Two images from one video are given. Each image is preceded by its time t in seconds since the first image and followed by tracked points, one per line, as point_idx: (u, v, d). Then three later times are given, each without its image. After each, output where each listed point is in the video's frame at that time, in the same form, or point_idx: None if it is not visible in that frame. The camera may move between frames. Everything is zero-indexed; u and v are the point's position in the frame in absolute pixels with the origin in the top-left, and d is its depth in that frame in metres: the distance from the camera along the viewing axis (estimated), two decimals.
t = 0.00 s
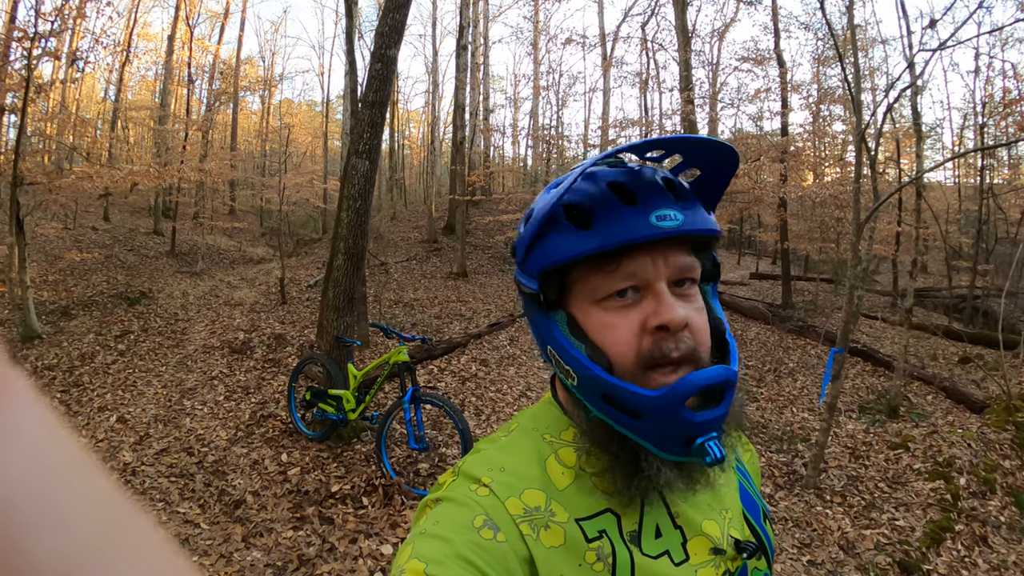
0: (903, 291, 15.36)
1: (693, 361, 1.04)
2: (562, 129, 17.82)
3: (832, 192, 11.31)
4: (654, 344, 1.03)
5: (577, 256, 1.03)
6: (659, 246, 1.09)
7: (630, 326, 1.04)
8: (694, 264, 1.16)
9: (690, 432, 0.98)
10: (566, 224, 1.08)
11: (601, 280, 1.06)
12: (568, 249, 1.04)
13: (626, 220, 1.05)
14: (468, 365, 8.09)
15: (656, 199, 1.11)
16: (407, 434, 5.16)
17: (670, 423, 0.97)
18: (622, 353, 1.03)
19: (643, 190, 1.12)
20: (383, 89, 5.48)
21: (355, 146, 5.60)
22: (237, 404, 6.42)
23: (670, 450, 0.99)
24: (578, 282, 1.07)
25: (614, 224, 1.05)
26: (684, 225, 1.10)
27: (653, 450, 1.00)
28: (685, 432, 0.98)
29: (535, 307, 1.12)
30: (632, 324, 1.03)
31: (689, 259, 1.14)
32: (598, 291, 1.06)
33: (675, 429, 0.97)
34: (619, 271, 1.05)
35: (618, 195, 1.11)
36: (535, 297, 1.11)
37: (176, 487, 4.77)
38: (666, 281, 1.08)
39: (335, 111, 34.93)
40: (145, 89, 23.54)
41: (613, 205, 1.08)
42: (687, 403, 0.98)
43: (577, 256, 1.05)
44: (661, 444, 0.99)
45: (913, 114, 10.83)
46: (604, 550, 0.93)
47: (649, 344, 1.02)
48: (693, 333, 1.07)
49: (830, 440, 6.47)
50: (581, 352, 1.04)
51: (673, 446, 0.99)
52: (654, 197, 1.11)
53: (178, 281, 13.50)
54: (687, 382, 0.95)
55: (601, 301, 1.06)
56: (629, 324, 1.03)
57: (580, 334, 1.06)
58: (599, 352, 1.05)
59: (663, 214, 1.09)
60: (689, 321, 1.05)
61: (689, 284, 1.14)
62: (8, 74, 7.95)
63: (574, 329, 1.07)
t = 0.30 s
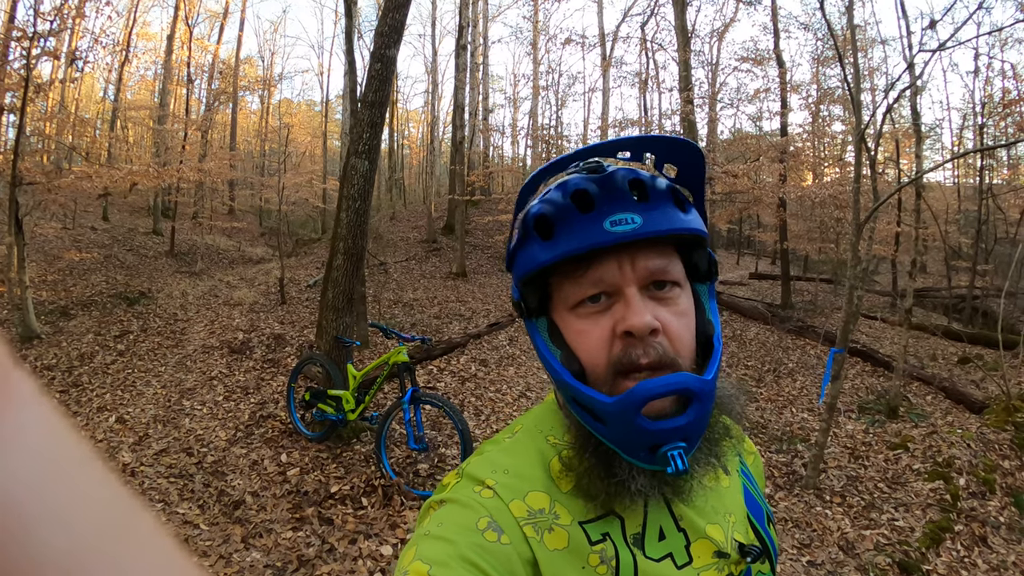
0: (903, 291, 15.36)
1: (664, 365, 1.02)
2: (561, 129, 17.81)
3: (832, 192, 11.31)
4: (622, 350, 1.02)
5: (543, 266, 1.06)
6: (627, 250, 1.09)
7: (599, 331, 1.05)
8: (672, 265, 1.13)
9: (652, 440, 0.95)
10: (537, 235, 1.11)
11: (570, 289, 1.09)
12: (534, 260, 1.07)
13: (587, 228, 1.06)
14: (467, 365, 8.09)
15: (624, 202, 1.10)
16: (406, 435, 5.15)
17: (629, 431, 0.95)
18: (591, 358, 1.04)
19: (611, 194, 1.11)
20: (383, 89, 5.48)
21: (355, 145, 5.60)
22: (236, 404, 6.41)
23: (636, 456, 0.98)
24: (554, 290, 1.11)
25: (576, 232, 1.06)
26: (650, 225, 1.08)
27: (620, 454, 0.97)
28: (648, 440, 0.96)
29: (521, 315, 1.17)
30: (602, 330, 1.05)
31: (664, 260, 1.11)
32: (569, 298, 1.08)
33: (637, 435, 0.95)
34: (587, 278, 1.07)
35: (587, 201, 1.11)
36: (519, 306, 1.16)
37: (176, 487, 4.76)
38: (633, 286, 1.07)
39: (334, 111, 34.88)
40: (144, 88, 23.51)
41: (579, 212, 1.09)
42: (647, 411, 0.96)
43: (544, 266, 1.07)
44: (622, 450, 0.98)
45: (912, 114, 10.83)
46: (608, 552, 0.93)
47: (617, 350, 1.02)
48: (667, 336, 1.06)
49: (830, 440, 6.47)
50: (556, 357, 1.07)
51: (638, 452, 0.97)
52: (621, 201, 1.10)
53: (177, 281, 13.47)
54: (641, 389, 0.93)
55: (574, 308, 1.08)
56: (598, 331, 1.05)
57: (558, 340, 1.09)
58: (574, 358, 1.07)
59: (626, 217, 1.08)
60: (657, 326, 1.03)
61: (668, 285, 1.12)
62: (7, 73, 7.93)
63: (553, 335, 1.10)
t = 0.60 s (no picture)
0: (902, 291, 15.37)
1: (653, 360, 1.01)
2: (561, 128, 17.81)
3: (831, 192, 11.33)
4: (611, 345, 1.02)
5: (530, 265, 1.07)
6: (615, 245, 1.09)
7: (589, 327, 1.05)
8: (662, 259, 1.13)
9: (641, 435, 0.95)
10: (526, 234, 1.12)
11: (559, 286, 1.09)
12: (523, 259, 1.08)
13: (572, 225, 1.06)
14: (467, 364, 8.09)
15: (609, 198, 1.11)
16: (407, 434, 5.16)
17: (619, 426, 0.95)
18: (582, 354, 1.05)
19: (595, 191, 1.12)
20: (383, 88, 5.47)
21: (355, 145, 5.60)
22: (236, 403, 6.41)
23: (627, 451, 0.97)
24: (545, 288, 1.12)
25: (561, 229, 1.07)
26: (634, 219, 1.08)
27: (612, 450, 0.98)
28: (638, 435, 0.95)
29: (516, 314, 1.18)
30: (591, 325, 1.05)
31: (652, 253, 1.11)
32: (559, 296, 1.09)
33: (626, 430, 0.95)
34: (574, 274, 1.08)
35: (573, 198, 1.12)
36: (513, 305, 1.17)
37: (176, 486, 4.77)
38: (620, 280, 1.07)
39: (334, 111, 34.85)
40: (143, 88, 23.51)
41: (564, 210, 1.10)
42: (634, 405, 0.96)
43: (532, 264, 1.08)
44: (615, 445, 0.98)
45: (912, 114, 10.83)
46: (606, 548, 0.94)
47: (606, 346, 1.02)
48: (656, 330, 1.06)
49: (829, 439, 6.47)
50: (548, 354, 1.08)
51: (629, 447, 0.97)
52: (606, 196, 1.11)
53: (177, 281, 13.45)
54: (625, 382, 0.93)
55: (564, 305, 1.09)
56: (587, 327, 1.05)
57: (550, 337, 1.10)
58: (566, 354, 1.07)
59: (608, 211, 1.08)
60: (646, 319, 1.03)
61: (658, 279, 1.12)
62: (6, 73, 7.92)
63: (544, 332, 1.11)
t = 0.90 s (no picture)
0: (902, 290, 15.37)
1: (653, 358, 1.02)
2: (561, 127, 17.81)
3: (832, 191, 11.33)
4: (610, 346, 1.02)
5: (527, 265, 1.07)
6: (612, 245, 1.09)
7: (588, 327, 1.05)
8: (659, 258, 1.13)
9: (641, 434, 0.95)
10: (523, 234, 1.12)
11: (557, 286, 1.09)
12: (520, 259, 1.08)
13: (569, 224, 1.06)
14: (468, 364, 8.09)
15: (606, 197, 1.11)
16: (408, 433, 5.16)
17: (618, 426, 0.95)
18: (582, 355, 1.05)
19: (592, 189, 1.12)
20: (384, 87, 5.46)
21: (357, 144, 5.60)
22: (237, 403, 6.41)
23: (625, 450, 0.97)
24: (543, 287, 1.11)
25: (557, 230, 1.07)
26: (630, 219, 1.08)
27: (610, 449, 0.98)
28: (637, 435, 0.95)
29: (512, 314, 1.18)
30: (589, 327, 1.05)
31: (650, 252, 1.11)
32: (557, 297, 1.09)
33: (627, 431, 0.95)
34: (572, 274, 1.07)
35: (570, 197, 1.12)
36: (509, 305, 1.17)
37: (178, 486, 4.77)
38: (618, 279, 1.07)
39: (334, 110, 34.86)
40: (144, 87, 23.54)
41: (562, 209, 1.10)
42: (634, 405, 0.96)
43: (529, 265, 1.08)
44: (613, 444, 0.98)
45: (913, 113, 10.82)
46: (604, 549, 0.94)
47: (605, 346, 1.02)
48: (655, 330, 1.06)
49: (830, 439, 6.47)
50: (545, 354, 1.08)
51: (628, 446, 0.97)
52: (604, 196, 1.11)
53: (178, 280, 13.45)
54: (625, 382, 0.93)
55: (562, 306, 1.09)
56: (585, 329, 1.05)
57: (548, 338, 1.10)
58: (564, 355, 1.08)
59: (606, 211, 1.08)
60: (645, 319, 1.03)
61: (656, 278, 1.13)
62: (7, 73, 7.91)
63: (542, 333, 1.11)
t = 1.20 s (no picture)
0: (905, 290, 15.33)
1: (711, 354, 1.05)
2: (564, 126, 17.79)
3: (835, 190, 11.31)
4: (673, 338, 1.03)
5: (600, 245, 1.03)
6: (677, 238, 1.10)
7: (650, 318, 1.03)
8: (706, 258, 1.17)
9: (714, 424, 1.00)
10: (587, 215, 1.08)
11: (622, 272, 1.05)
12: (589, 238, 1.03)
13: (646, 210, 1.05)
14: (471, 363, 8.10)
15: (673, 190, 1.13)
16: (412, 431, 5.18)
17: (695, 414, 0.99)
18: (641, 346, 1.03)
19: (656, 182, 1.13)
20: (388, 86, 5.47)
21: (361, 143, 5.61)
22: (241, 401, 6.43)
23: (692, 445, 1.01)
24: (594, 273, 1.07)
25: (634, 213, 1.05)
26: (697, 217, 1.11)
27: (672, 445, 1.01)
28: (709, 424, 1.00)
29: (547, 302, 1.11)
30: (651, 317, 1.03)
31: (701, 252, 1.15)
32: (617, 283, 1.05)
33: (703, 422, 0.99)
34: (637, 261, 1.05)
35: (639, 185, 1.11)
36: (547, 290, 1.10)
37: (182, 484, 4.79)
38: (681, 273, 1.08)
39: (337, 109, 34.92)
40: (147, 87, 23.62)
41: (630, 195, 1.08)
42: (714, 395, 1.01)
43: (597, 246, 1.04)
44: (671, 435, 1.01)
45: (916, 112, 10.80)
46: (599, 553, 0.94)
47: (668, 339, 1.03)
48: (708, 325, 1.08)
49: (833, 438, 6.46)
50: (599, 344, 1.04)
51: (696, 441, 1.01)
52: (667, 190, 1.12)
53: (181, 279, 13.49)
54: (718, 372, 0.99)
55: (618, 294, 1.06)
56: (648, 318, 1.03)
57: (596, 330, 1.06)
58: (615, 346, 1.05)
59: (677, 204, 1.10)
60: (707, 314, 1.06)
61: (700, 278, 1.16)
62: (10, 72, 7.95)
63: (589, 324, 1.07)
